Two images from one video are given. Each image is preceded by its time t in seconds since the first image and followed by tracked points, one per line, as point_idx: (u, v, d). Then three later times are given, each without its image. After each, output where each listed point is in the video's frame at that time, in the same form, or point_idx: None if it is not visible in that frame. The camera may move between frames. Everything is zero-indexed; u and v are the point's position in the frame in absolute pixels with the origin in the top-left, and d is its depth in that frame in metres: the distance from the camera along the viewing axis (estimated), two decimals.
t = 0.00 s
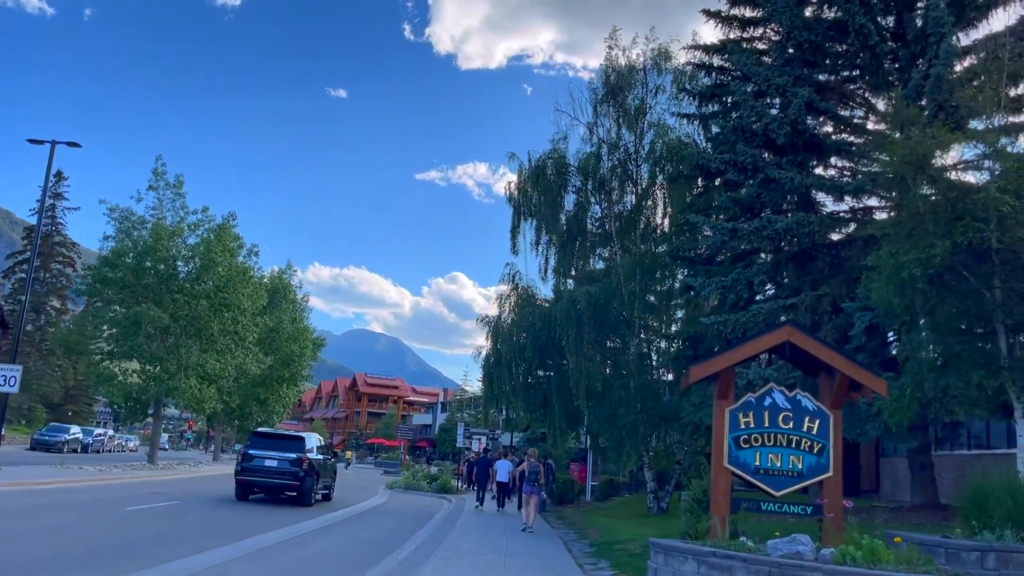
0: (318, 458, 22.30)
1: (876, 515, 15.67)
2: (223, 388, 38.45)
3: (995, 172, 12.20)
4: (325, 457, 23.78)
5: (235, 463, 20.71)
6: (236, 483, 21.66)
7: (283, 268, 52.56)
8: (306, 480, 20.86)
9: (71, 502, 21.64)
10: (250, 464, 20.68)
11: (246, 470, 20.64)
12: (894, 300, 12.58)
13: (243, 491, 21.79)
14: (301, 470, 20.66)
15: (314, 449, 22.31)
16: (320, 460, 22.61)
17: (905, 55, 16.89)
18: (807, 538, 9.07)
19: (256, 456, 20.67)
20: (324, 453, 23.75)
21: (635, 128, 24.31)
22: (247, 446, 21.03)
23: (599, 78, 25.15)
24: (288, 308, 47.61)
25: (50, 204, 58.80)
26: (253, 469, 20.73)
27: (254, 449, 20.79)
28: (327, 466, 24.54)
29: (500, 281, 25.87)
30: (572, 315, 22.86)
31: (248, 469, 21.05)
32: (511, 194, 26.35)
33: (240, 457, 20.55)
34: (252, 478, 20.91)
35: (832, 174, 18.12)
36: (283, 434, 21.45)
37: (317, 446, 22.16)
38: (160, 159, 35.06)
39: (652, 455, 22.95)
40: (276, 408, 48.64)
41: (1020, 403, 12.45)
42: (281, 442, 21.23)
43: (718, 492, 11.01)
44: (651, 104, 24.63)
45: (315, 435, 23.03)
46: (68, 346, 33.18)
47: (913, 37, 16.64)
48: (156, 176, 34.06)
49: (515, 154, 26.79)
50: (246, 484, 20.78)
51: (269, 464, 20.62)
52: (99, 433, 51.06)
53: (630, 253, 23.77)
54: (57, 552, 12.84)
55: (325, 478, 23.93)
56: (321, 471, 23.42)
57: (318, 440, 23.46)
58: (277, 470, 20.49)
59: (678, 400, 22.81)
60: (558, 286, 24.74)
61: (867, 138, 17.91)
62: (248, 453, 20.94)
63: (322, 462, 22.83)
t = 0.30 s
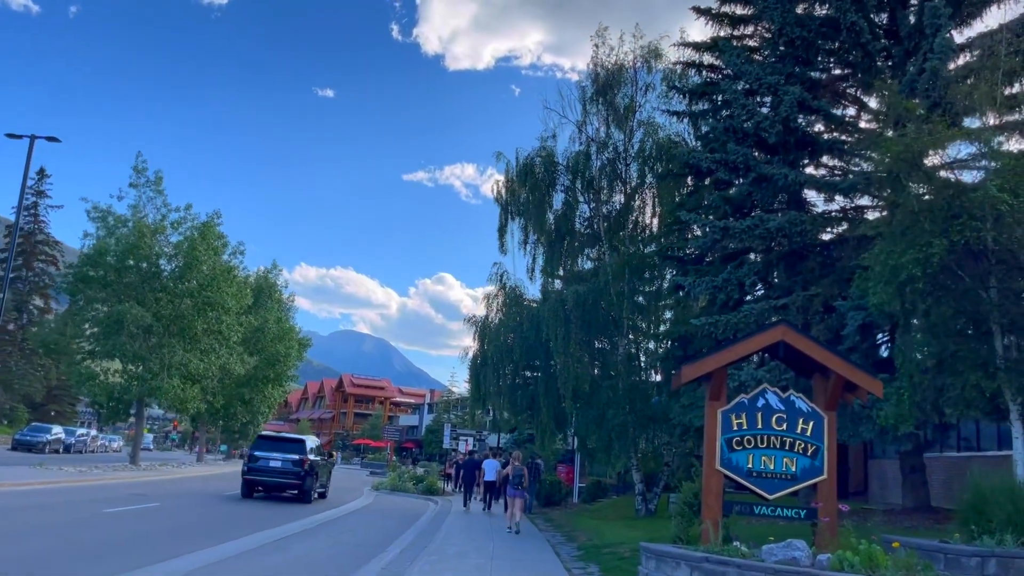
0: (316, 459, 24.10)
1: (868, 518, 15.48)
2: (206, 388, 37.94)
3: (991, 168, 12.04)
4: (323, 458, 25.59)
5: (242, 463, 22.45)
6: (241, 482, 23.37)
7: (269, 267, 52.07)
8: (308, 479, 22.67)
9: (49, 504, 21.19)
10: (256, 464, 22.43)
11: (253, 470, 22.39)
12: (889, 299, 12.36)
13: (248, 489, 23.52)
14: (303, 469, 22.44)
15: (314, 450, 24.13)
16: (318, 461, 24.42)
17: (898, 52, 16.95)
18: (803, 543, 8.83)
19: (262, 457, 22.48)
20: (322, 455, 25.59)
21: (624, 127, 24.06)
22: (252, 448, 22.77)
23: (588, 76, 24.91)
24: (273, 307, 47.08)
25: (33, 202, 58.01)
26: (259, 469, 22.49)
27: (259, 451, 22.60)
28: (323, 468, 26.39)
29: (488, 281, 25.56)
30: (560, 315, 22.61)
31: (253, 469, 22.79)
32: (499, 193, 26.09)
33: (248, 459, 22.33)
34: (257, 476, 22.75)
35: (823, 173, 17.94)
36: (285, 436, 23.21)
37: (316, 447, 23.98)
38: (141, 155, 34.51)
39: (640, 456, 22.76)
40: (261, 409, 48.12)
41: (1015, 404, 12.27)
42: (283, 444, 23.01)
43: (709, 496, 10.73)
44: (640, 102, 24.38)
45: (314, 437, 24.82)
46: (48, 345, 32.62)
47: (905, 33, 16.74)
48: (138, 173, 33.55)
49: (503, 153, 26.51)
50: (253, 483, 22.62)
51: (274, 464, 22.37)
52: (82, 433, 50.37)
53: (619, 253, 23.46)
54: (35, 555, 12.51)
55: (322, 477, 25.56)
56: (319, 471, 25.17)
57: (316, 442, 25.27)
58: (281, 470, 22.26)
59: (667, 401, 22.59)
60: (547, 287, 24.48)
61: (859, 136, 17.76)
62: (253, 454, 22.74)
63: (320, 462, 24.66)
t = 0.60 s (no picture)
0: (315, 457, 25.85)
1: (866, 515, 15.21)
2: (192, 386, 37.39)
3: (996, 157, 11.78)
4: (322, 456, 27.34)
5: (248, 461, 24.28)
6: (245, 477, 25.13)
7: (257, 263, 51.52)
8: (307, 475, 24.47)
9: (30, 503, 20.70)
10: (261, 462, 24.27)
11: (257, 468, 24.23)
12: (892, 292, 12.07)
13: (252, 484, 25.27)
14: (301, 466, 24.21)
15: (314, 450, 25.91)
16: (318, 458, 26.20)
17: (895, 44, 16.71)
18: (807, 542, 8.53)
19: (266, 456, 24.27)
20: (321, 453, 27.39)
21: (618, 120, 23.69)
22: (257, 447, 24.55)
23: (581, 69, 24.56)
24: (261, 304, 46.53)
25: (17, 198, 57.19)
26: (263, 466, 24.29)
27: (264, 449, 24.36)
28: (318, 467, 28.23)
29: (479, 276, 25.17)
30: (553, 311, 22.29)
31: (257, 467, 24.58)
32: (490, 187, 25.73)
33: (253, 457, 24.10)
34: (260, 473, 24.52)
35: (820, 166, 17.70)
36: (287, 437, 24.96)
37: (315, 446, 25.72)
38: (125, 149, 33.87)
39: (633, 453, 22.35)
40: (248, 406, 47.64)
41: (1019, 399, 12.01)
42: (284, 443, 24.76)
43: (709, 493, 10.40)
44: (634, 95, 24.01)
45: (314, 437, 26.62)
46: (31, 342, 32.07)
47: (902, 24, 16.47)
48: (121, 167, 32.99)
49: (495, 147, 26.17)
50: (257, 479, 24.39)
51: (277, 462, 24.18)
52: (66, 431, 49.74)
53: (612, 249, 23.13)
54: (17, 554, 12.18)
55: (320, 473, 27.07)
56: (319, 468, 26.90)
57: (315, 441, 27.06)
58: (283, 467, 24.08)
59: (660, 398, 22.27)
60: (538, 282, 24.16)
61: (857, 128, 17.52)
62: (258, 452, 24.52)
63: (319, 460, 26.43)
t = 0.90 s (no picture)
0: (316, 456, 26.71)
1: (865, 518, 14.99)
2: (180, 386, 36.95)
3: (1000, 153, 11.52)
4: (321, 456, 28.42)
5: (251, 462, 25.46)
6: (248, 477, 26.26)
7: (249, 262, 51.10)
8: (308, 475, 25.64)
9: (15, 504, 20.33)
10: (263, 463, 25.42)
11: (260, 468, 25.41)
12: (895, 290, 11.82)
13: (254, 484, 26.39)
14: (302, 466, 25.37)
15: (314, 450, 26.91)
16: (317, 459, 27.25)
17: (894, 39, 16.38)
18: (811, 547, 8.30)
19: (268, 456, 25.43)
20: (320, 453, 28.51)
21: (614, 118, 23.41)
22: (260, 449, 25.70)
23: (576, 66, 24.27)
24: (251, 303, 46.09)
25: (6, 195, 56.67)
26: (266, 467, 25.44)
27: (266, 450, 25.61)
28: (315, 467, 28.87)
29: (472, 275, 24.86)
30: (546, 310, 22.02)
31: (260, 467, 25.72)
32: (484, 185, 25.45)
33: (255, 457, 25.35)
34: (262, 473, 25.63)
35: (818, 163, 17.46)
36: (289, 438, 26.08)
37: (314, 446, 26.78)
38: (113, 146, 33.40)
39: (628, 455, 22.07)
40: (239, 407, 47.27)
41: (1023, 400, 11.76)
42: (286, 445, 25.87)
43: (707, 496, 10.15)
44: (630, 92, 23.72)
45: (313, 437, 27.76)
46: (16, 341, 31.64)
47: (901, 20, 16.14)
48: (109, 164, 32.57)
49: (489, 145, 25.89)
50: (260, 479, 25.60)
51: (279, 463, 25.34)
52: (54, 431, 49.26)
53: (607, 247, 22.86)
54: None
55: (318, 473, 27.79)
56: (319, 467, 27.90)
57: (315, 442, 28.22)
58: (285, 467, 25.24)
59: (655, 399, 22.01)
60: (531, 281, 23.90)
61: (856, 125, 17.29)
62: (261, 454, 25.77)
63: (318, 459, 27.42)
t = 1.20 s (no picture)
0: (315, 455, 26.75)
1: (865, 521, 14.74)
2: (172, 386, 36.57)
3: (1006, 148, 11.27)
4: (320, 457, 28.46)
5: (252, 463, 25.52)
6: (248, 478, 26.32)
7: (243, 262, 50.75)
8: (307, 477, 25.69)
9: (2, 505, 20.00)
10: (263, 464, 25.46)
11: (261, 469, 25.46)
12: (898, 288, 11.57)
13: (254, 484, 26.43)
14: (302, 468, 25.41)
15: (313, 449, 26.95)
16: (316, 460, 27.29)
17: (895, 35, 16.03)
18: (815, 553, 8.06)
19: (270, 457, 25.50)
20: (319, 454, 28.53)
21: (611, 116, 23.14)
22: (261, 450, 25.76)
23: (574, 63, 24.01)
24: (245, 303, 45.68)
25: None
26: (267, 468, 25.50)
27: (267, 452, 25.66)
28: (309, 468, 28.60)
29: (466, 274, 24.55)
30: (542, 309, 21.76)
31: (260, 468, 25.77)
32: (480, 184, 25.20)
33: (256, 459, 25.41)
34: (263, 474, 25.68)
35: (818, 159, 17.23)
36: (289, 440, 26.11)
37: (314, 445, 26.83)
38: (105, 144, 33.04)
39: (625, 457, 21.80)
40: (231, 407, 46.91)
41: None
42: (287, 446, 25.92)
43: (707, 498, 9.87)
44: (627, 91, 23.46)
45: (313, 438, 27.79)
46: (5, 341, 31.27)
47: (902, 16, 15.83)
48: (102, 163, 32.21)
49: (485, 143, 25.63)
50: (260, 480, 25.70)
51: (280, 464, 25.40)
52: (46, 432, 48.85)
53: (603, 247, 22.60)
54: None
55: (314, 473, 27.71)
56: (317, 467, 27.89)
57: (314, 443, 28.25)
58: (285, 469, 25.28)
59: (651, 400, 21.73)
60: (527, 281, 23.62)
61: (857, 121, 17.07)
62: (261, 455, 25.81)
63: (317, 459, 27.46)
